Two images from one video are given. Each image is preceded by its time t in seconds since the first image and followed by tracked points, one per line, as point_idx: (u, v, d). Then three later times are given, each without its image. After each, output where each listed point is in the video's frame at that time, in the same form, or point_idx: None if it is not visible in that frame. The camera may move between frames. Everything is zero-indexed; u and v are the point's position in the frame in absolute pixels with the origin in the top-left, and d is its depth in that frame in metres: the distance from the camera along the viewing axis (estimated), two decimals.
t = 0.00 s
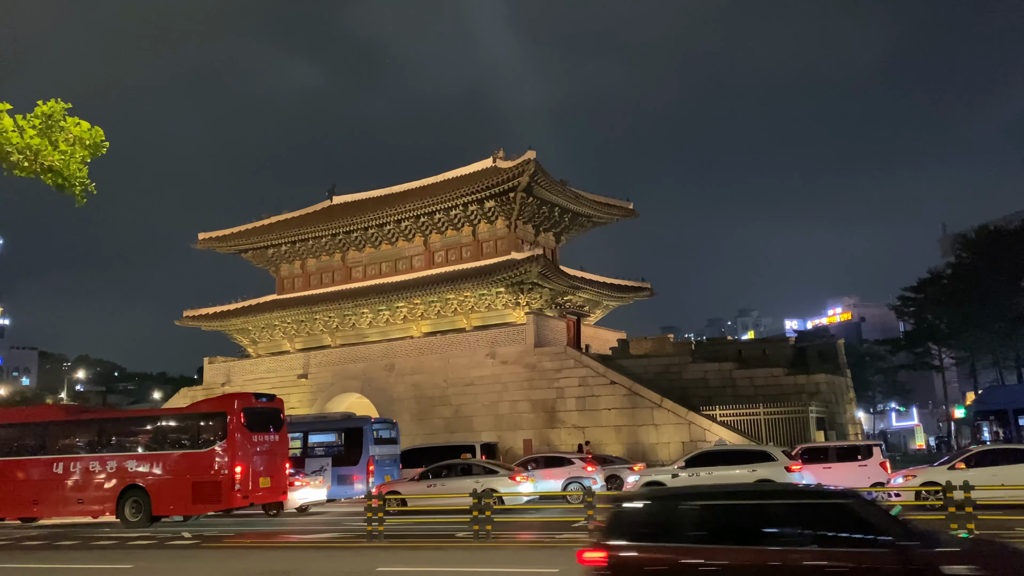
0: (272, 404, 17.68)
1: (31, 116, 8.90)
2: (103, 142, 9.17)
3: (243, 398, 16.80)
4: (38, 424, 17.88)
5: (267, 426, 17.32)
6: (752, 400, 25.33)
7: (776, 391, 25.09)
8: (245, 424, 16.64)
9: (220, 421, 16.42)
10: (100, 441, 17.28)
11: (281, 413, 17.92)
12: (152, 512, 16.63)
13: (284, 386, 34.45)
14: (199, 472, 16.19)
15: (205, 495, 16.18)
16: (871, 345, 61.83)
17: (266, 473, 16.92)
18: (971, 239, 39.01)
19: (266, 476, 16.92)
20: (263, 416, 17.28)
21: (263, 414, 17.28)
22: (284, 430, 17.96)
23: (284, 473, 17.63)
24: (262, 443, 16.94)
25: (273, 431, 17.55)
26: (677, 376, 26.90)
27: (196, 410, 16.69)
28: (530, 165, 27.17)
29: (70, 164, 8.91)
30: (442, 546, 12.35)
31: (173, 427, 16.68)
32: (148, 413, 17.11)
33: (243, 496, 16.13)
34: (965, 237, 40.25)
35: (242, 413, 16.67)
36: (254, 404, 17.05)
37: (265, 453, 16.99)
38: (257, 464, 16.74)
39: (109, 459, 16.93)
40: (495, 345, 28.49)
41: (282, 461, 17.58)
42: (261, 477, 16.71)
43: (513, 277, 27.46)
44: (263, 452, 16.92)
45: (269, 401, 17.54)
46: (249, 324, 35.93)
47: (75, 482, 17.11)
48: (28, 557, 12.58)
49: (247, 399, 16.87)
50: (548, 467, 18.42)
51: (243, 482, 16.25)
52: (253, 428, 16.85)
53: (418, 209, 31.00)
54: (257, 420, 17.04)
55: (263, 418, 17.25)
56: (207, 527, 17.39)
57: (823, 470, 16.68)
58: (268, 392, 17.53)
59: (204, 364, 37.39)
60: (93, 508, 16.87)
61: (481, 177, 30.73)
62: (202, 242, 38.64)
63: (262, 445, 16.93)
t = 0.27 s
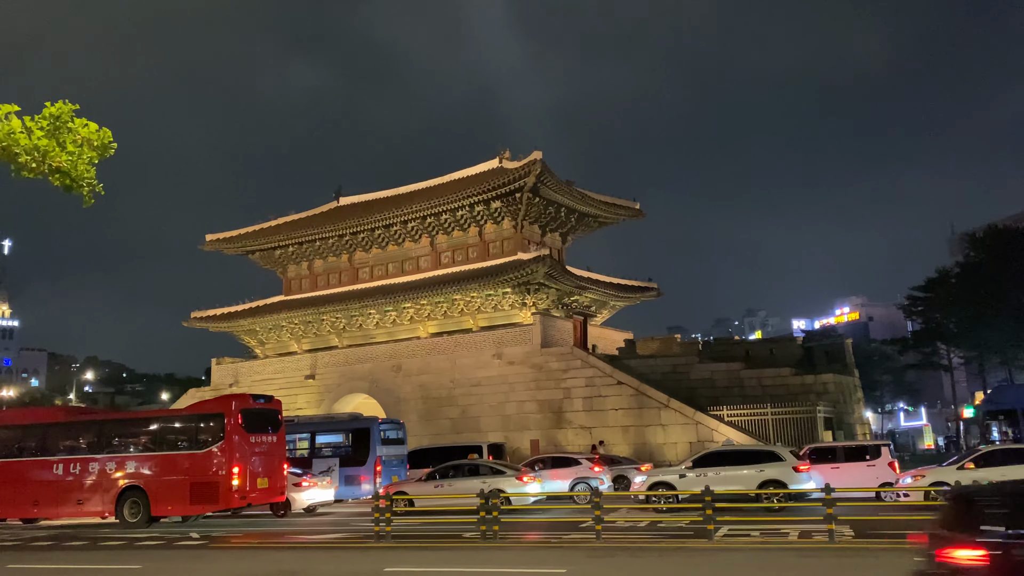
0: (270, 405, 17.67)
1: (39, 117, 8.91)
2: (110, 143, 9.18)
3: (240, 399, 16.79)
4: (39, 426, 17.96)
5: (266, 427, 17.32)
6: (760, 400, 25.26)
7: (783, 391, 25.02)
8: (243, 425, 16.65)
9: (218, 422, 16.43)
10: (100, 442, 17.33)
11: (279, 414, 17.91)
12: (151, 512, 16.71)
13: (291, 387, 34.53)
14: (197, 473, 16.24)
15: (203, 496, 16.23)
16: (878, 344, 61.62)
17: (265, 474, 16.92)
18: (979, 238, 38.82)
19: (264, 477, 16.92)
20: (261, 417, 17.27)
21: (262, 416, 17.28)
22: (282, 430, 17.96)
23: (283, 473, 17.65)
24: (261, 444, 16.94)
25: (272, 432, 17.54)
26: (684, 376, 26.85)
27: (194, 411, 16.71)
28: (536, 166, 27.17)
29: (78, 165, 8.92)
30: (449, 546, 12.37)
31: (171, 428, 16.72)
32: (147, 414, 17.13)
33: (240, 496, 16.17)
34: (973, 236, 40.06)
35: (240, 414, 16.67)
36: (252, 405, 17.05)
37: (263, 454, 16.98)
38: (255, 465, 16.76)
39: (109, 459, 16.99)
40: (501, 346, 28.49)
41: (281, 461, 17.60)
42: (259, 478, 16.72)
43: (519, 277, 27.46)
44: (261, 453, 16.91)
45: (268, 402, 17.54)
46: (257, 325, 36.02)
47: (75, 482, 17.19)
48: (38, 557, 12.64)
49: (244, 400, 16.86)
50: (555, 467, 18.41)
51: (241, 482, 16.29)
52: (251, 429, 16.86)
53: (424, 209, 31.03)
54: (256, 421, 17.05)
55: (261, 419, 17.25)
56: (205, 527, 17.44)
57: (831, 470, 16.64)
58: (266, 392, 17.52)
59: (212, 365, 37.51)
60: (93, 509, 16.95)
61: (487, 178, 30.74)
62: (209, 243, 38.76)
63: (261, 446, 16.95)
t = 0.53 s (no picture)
0: (272, 405, 17.71)
1: (50, 117, 8.87)
2: (120, 143, 9.18)
3: (242, 400, 16.83)
4: (43, 427, 18.05)
5: (268, 428, 17.36)
6: (771, 399, 25.16)
7: (795, 390, 24.91)
8: (244, 426, 16.68)
9: (220, 423, 16.47)
10: (104, 442, 17.41)
11: (281, 414, 17.93)
12: (154, 512, 16.78)
13: (302, 386, 34.63)
14: (200, 474, 16.31)
15: (205, 496, 16.30)
16: (889, 342, 61.31)
17: (266, 474, 16.96)
18: (992, 236, 38.55)
19: (267, 477, 16.95)
20: (263, 418, 17.31)
21: (263, 416, 17.31)
22: (284, 431, 17.99)
23: (285, 473, 17.69)
24: (263, 445, 16.98)
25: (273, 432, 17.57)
26: (695, 376, 26.77)
27: (196, 412, 16.76)
28: (545, 165, 27.15)
29: (88, 165, 8.90)
30: (460, 546, 12.37)
31: (174, 429, 16.77)
32: (149, 415, 17.18)
33: (242, 497, 16.23)
34: (986, 234, 39.78)
35: (242, 415, 16.70)
36: (254, 406, 17.08)
37: (265, 454, 17.02)
38: (257, 465, 16.81)
39: (112, 460, 17.07)
40: (511, 346, 28.47)
41: (284, 461, 17.64)
42: (261, 478, 16.76)
43: (529, 277, 27.45)
44: (263, 453, 16.95)
45: (269, 403, 17.58)
46: (268, 325, 36.14)
47: (80, 483, 17.28)
48: (52, 558, 12.70)
49: (246, 401, 16.90)
50: (566, 467, 18.39)
51: (243, 483, 16.34)
52: (253, 430, 16.89)
53: (434, 209, 31.06)
54: (257, 422, 17.08)
55: (263, 420, 17.28)
56: (208, 527, 17.51)
57: (844, 469, 16.55)
58: (268, 393, 17.54)
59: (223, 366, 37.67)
60: (96, 509, 17.03)
61: (497, 177, 30.73)
62: (220, 244, 38.91)
63: (262, 447, 16.99)
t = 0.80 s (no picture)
0: (278, 405, 17.82)
1: (64, 119, 8.91)
2: (134, 144, 9.20)
3: (248, 400, 16.96)
4: (52, 427, 18.16)
5: (274, 427, 17.47)
6: (785, 397, 25.04)
7: (809, 388, 24.78)
8: (250, 426, 16.79)
9: (226, 423, 16.60)
10: (112, 442, 17.52)
11: (287, 414, 18.04)
12: (161, 511, 16.88)
13: (316, 386, 34.75)
14: (206, 473, 16.42)
15: (212, 495, 16.43)
16: (905, 340, 60.87)
17: (272, 473, 17.05)
18: (1009, 233, 38.19)
19: (273, 476, 17.06)
20: (269, 418, 17.42)
21: (269, 416, 17.41)
22: (290, 430, 18.09)
23: (291, 473, 17.79)
24: (269, 444, 17.09)
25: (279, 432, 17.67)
26: (709, 374, 26.68)
27: (202, 413, 16.88)
28: (557, 164, 27.12)
29: (102, 165, 8.93)
30: (474, 545, 12.37)
31: (181, 429, 16.87)
32: (156, 415, 17.29)
33: (249, 497, 16.33)
34: (1003, 231, 39.43)
35: (248, 414, 16.83)
36: (259, 406, 17.20)
37: (271, 454, 17.13)
38: (263, 464, 16.91)
39: (120, 460, 17.19)
40: (524, 344, 28.46)
41: (290, 460, 17.75)
42: (267, 477, 16.86)
43: (542, 276, 27.43)
44: (268, 452, 17.06)
45: (276, 403, 17.68)
46: (282, 325, 36.29)
47: (88, 482, 17.40)
48: (69, 556, 12.81)
49: (251, 401, 17.01)
50: (579, 466, 18.38)
51: (249, 482, 16.45)
52: (259, 429, 17.01)
53: (446, 209, 31.09)
54: (263, 422, 17.19)
55: (268, 420, 17.39)
56: (215, 526, 17.60)
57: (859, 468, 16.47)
58: (273, 393, 17.66)
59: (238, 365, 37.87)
60: (104, 508, 17.12)
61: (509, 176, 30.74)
62: (235, 245, 39.10)
63: (268, 446, 17.10)
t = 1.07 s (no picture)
0: (287, 404, 17.89)
1: (81, 120, 8.88)
2: (150, 145, 9.15)
3: (257, 399, 17.06)
4: (66, 426, 18.32)
5: (283, 426, 17.58)
6: (803, 396, 24.88)
7: (827, 386, 24.61)
8: (259, 425, 16.89)
9: (235, 423, 16.70)
10: (124, 442, 17.64)
11: (296, 413, 18.15)
12: (171, 510, 16.97)
13: (333, 384, 34.88)
14: (216, 472, 16.50)
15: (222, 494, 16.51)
16: (925, 337, 60.37)
17: (281, 472, 17.16)
18: None
19: (281, 475, 17.15)
20: (278, 417, 17.53)
21: (278, 415, 17.51)
22: (299, 429, 18.20)
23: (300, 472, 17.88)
24: (278, 443, 17.19)
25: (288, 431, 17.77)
26: (726, 373, 26.56)
27: (212, 412, 16.99)
28: (572, 162, 27.09)
29: (118, 167, 8.89)
30: (489, 544, 12.38)
31: (191, 428, 16.98)
32: (167, 415, 17.41)
33: (258, 495, 16.41)
34: None
35: (257, 414, 16.92)
36: (268, 405, 17.30)
37: (280, 452, 17.21)
38: (272, 463, 17.00)
39: (132, 459, 17.31)
40: (539, 343, 28.43)
41: (299, 459, 17.85)
42: (276, 476, 16.95)
43: (557, 274, 27.41)
44: (278, 451, 17.15)
45: (284, 402, 17.79)
46: (299, 324, 36.46)
47: (101, 482, 17.53)
48: (90, 554, 12.92)
49: (260, 400, 17.12)
50: (596, 464, 18.34)
51: (258, 480, 16.54)
52: (268, 428, 17.11)
53: (461, 208, 31.13)
54: (273, 421, 17.30)
55: (277, 419, 17.49)
56: (226, 524, 17.70)
57: (878, 466, 16.35)
58: (282, 393, 17.76)
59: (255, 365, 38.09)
60: (116, 507, 17.24)
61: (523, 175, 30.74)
62: (251, 245, 39.33)
63: (278, 445, 17.20)
